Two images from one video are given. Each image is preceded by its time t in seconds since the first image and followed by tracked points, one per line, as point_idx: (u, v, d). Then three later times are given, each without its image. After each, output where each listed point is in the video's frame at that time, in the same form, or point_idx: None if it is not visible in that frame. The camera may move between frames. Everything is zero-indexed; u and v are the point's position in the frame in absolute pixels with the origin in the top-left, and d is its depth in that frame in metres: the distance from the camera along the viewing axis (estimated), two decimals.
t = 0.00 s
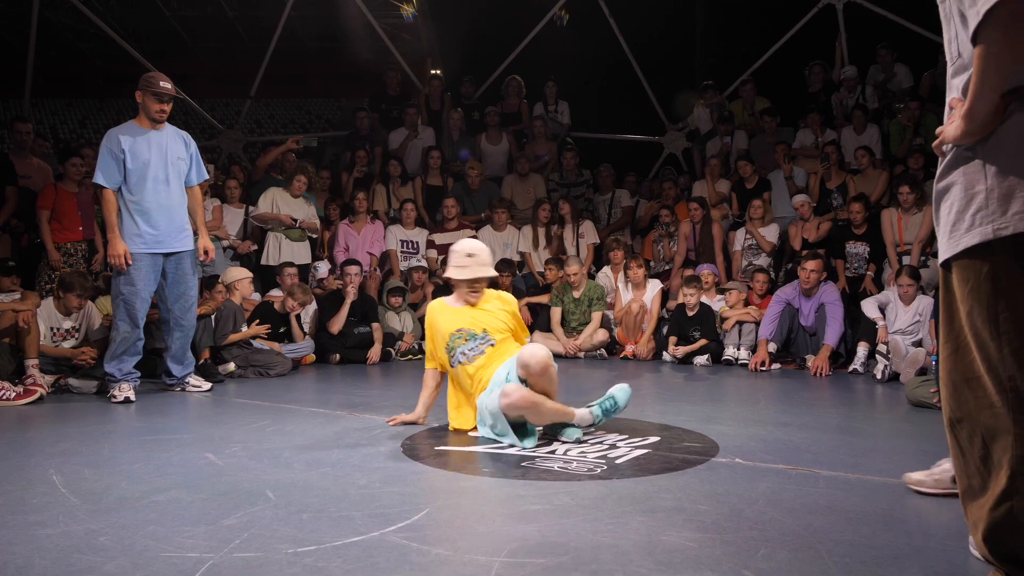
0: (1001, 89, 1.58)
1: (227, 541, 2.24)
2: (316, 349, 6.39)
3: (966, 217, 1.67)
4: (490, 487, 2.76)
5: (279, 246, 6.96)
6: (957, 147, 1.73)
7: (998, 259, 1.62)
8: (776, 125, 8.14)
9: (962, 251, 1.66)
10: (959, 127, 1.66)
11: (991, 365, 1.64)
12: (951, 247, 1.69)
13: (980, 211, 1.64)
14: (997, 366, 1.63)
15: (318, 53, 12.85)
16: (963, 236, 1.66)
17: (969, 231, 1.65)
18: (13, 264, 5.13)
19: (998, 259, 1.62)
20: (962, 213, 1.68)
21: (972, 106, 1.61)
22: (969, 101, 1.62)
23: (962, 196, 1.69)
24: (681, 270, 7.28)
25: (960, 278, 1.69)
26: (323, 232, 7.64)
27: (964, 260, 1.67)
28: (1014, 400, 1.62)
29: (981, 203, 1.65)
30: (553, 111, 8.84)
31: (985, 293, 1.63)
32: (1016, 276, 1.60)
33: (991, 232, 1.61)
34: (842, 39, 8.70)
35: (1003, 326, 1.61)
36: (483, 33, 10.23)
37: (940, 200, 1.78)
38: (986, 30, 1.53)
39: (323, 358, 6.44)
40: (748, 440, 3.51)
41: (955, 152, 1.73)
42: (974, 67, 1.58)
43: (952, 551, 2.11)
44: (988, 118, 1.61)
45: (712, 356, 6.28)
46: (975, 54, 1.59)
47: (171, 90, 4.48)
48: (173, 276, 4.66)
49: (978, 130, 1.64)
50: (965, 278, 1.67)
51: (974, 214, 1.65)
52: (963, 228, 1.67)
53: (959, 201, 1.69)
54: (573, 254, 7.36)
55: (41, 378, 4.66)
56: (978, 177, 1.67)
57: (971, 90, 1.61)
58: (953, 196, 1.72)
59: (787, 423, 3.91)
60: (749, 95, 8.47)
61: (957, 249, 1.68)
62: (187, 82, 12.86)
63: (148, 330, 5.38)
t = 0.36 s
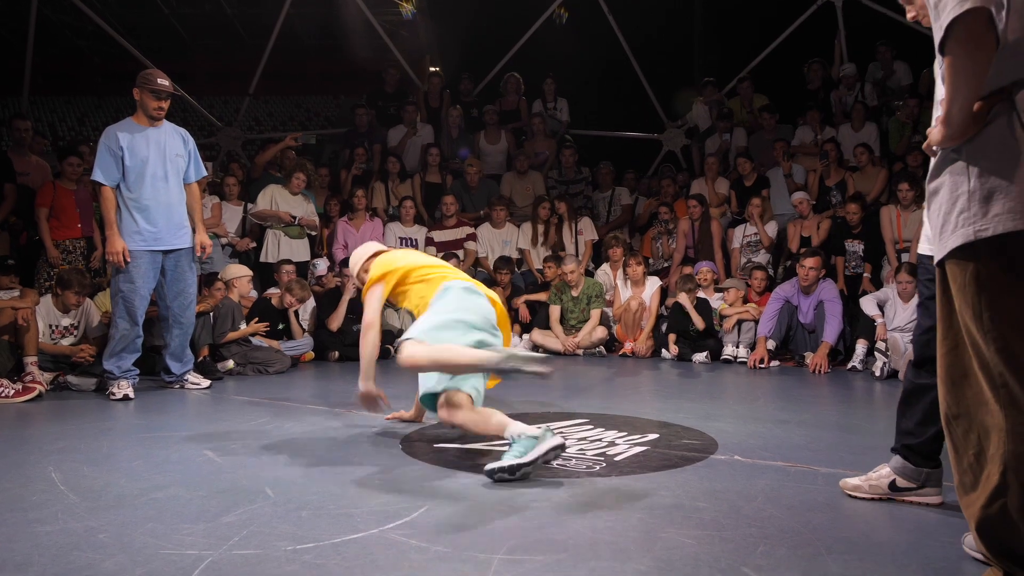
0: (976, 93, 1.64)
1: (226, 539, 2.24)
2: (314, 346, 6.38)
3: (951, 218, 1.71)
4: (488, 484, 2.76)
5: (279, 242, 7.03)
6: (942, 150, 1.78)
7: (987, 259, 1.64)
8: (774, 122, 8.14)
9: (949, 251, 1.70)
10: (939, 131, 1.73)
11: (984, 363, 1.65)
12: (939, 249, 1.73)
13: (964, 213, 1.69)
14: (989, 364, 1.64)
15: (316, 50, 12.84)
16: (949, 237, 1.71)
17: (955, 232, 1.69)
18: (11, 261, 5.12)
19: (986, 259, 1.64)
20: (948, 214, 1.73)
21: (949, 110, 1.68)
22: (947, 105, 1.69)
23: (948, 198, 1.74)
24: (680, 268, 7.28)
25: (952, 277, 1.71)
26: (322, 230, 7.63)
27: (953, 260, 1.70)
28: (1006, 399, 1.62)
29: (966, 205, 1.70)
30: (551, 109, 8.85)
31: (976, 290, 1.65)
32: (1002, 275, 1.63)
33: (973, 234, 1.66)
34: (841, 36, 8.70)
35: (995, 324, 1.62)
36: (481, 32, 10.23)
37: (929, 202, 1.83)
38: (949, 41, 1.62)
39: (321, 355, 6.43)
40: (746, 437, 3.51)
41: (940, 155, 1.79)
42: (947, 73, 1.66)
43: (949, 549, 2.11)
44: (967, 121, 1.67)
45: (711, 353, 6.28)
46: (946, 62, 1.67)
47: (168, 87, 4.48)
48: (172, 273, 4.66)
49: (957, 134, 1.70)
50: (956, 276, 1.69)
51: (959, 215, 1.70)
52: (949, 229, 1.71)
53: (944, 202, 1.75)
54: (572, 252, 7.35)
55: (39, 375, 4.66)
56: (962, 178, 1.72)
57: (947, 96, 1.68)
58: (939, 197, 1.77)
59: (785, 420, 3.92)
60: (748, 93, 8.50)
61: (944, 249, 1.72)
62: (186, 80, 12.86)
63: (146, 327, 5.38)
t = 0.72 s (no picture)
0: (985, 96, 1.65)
1: (226, 537, 2.24)
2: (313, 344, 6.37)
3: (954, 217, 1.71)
4: (488, 482, 2.76)
5: (278, 241, 7.02)
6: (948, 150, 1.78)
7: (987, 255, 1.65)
8: (773, 120, 8.14)
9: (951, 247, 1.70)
10: (945, 129, 1.73)
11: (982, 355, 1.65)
12: (941, 246, 1.73)
13: (968, 211, 1.69)
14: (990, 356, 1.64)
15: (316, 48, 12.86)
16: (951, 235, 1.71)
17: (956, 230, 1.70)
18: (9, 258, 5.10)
19: (986, 255, 1.65)
20: (951, 213, 1.73)
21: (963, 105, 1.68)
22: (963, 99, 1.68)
23: (951, 198, 1.74)
24: (679, 266, 7.28)
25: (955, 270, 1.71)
26: (320, 227, 7.63)
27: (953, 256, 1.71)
28: (1006, 390, 1.62)
29: (970, 204, 1.70)
30: (549, 106, 8.87)
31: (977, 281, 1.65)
32: (1003, 270, 1.64)
33: (978, 232, 1.66)
34: (840, 34, 8.71)
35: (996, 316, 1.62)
36: (480, 30, 10.24)
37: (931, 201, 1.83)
38: (976, 38, 1.58)
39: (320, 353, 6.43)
40: (745, 436, 3.51)
41: (944, 156, 1.79)
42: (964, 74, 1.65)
43: (949, 547, 2.11)
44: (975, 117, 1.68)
45: (709, 351, 6.28)
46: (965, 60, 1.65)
47: (165, 84, 4.47)
48: (171, 271, 4.66)
49: (962, 133, 1.71)
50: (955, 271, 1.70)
51: (962, 213, 1.70)
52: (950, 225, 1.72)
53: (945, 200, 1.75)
54: (571, 250, 7.34)
55: (38, 373, 4.65)
56: (967, 178, 1.72)
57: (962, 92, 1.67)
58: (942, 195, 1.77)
59: (783, 418, 3.93)
60: (747, 91, 8.54)
61: (943, 245, 1.73)
62: (184, 78, 12.84)
63: (145, 325, 5.37)
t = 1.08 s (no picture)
0: None
1: (225, 536, 2.24)
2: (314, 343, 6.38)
3: (974, 210, 1.73)
4: (487, 481, 2.76)
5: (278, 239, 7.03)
6: (982, 147, 1.76)
7: (980, 249, 1.72)
8: (773, 118, 8.13)
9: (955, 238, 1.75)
10: (987, 128, 1.70)
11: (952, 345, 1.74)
12: (952, 236, 1.76)
13: (991, 209, 1.71)
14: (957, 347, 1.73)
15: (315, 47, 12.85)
16: (963, 228, 1.74)
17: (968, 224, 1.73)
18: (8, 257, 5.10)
19: (987, 249, 1.71)
20: (971, 207, 1.74)
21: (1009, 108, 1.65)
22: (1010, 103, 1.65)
23: (973, 192, 1.75)
24: (678, 265, 7.27)
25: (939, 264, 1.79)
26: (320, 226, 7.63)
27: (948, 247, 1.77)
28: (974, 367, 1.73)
29: (994, 201, 1.71)
30: (549, 106, 8.89)
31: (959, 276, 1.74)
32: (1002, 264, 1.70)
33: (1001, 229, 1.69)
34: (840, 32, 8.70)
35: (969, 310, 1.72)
36: (479, 29, 10.23)
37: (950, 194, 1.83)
38: None
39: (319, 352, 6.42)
40: (744, 434, 3.51)
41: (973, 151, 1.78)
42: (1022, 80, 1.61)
43: (950, 547, 2.11)
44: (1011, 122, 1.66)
45: (709, 350, 6.27)
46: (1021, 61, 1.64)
47: (162, 83, 4.47)
48: (171, 271, 4.67)
49: (1004, 134, 1.68)
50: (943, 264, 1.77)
51: (983, 209, 1.72)
52: (967, 219, 1.74)
53: (964, 194, 1.77)
54: (570, 249, 7.34)
55: (38, 372, 4.65)
56: (997, 175, 1.72)
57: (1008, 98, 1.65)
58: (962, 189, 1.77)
59: (783, 417, 3.92)
60: (747, 90, 8.56)
61: (953, 235, 1.76)
62: (184, 77, 12.83)
63: (144, 324, 5.38)
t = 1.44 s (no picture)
0: None
1: (239, 532, 2.25)
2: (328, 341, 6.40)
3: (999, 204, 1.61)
4: (498, 479, 2.77)
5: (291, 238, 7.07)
6: (1001, 136, 1.65)
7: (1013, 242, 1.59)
8: (787, 115, 8.09)
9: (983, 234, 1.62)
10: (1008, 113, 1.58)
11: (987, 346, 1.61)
12: (979, 231, 1.63)
13: (1018, 202, 1.59)
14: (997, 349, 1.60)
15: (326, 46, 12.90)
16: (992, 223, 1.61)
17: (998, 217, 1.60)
18: (25, 256, 5.15)
19: (1016, 245, 1.58)
20: (998, 200, 1.61)
21: None
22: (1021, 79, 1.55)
23: (1000, 184, 1.63)
24: (691, 263, 7.25)
25: (967, 262, 1.67)
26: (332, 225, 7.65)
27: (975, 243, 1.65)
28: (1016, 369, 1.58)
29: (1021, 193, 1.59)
30: (561, 104, 8.91)
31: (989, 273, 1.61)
32: None
33: None
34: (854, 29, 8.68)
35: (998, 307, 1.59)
36: (489, 28, 10.23)
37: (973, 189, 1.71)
38: None
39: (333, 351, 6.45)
40: (756, 434, 3.50)
41: (998, 140, 1.67)
42: None
43: (968, 549, 2.10)
44: None
45: (722, 349, 6.26)
46: None
47: (175, 83, 4.49)
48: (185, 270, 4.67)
49: None
50: (971, 261, 1.65)
51: (1010, 202, 1.60)
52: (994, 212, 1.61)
53: (991, 186, 1.64)
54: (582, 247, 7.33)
55: (54, 370, 4.70)
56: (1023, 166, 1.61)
57: None
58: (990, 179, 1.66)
59: (797, 417, 3.91)
60: (761, 87, 8.52)
61: (980, 230, 1.63)
62: (197, 77, 12.90)
63: (159, 322, 5.43)
